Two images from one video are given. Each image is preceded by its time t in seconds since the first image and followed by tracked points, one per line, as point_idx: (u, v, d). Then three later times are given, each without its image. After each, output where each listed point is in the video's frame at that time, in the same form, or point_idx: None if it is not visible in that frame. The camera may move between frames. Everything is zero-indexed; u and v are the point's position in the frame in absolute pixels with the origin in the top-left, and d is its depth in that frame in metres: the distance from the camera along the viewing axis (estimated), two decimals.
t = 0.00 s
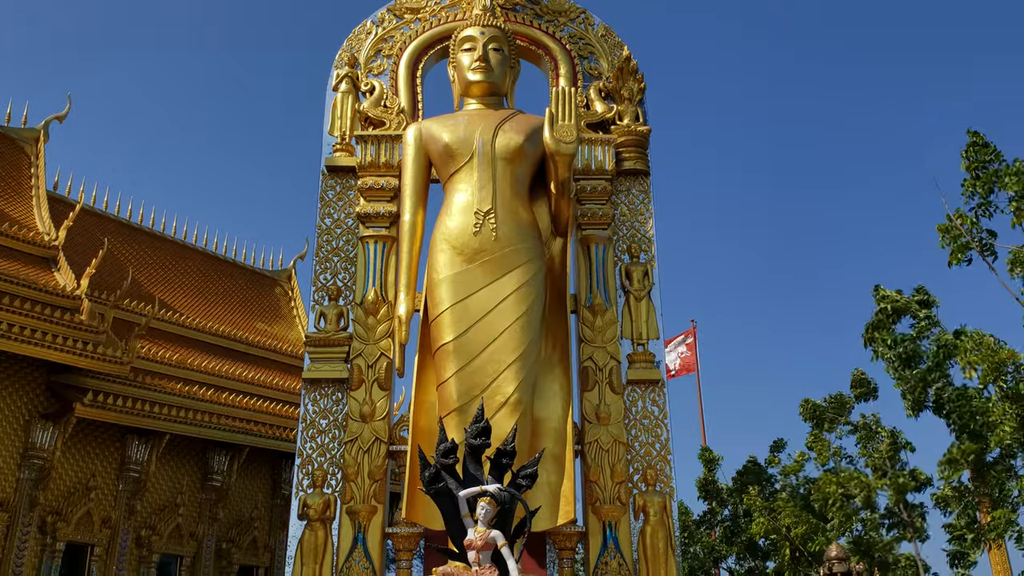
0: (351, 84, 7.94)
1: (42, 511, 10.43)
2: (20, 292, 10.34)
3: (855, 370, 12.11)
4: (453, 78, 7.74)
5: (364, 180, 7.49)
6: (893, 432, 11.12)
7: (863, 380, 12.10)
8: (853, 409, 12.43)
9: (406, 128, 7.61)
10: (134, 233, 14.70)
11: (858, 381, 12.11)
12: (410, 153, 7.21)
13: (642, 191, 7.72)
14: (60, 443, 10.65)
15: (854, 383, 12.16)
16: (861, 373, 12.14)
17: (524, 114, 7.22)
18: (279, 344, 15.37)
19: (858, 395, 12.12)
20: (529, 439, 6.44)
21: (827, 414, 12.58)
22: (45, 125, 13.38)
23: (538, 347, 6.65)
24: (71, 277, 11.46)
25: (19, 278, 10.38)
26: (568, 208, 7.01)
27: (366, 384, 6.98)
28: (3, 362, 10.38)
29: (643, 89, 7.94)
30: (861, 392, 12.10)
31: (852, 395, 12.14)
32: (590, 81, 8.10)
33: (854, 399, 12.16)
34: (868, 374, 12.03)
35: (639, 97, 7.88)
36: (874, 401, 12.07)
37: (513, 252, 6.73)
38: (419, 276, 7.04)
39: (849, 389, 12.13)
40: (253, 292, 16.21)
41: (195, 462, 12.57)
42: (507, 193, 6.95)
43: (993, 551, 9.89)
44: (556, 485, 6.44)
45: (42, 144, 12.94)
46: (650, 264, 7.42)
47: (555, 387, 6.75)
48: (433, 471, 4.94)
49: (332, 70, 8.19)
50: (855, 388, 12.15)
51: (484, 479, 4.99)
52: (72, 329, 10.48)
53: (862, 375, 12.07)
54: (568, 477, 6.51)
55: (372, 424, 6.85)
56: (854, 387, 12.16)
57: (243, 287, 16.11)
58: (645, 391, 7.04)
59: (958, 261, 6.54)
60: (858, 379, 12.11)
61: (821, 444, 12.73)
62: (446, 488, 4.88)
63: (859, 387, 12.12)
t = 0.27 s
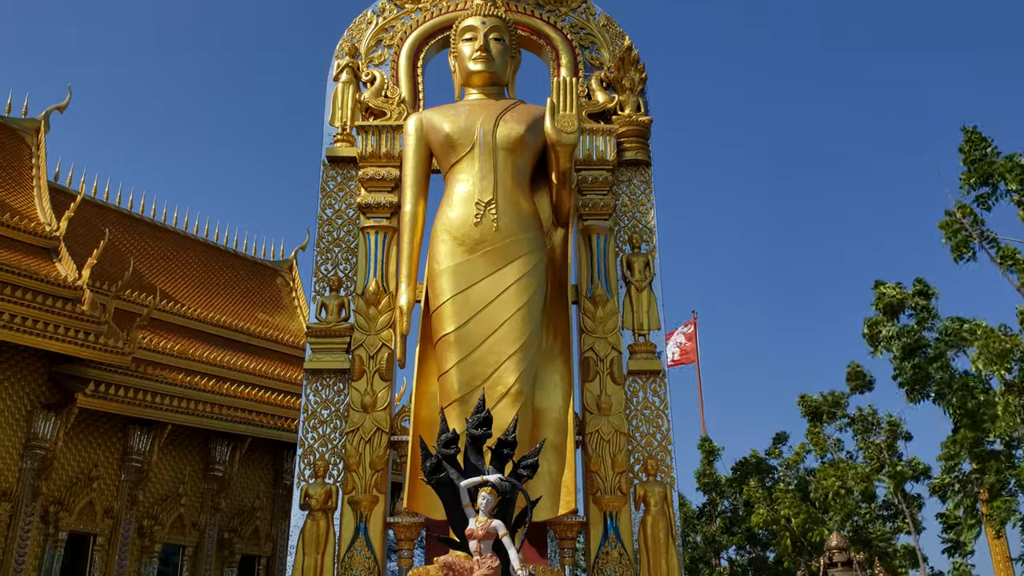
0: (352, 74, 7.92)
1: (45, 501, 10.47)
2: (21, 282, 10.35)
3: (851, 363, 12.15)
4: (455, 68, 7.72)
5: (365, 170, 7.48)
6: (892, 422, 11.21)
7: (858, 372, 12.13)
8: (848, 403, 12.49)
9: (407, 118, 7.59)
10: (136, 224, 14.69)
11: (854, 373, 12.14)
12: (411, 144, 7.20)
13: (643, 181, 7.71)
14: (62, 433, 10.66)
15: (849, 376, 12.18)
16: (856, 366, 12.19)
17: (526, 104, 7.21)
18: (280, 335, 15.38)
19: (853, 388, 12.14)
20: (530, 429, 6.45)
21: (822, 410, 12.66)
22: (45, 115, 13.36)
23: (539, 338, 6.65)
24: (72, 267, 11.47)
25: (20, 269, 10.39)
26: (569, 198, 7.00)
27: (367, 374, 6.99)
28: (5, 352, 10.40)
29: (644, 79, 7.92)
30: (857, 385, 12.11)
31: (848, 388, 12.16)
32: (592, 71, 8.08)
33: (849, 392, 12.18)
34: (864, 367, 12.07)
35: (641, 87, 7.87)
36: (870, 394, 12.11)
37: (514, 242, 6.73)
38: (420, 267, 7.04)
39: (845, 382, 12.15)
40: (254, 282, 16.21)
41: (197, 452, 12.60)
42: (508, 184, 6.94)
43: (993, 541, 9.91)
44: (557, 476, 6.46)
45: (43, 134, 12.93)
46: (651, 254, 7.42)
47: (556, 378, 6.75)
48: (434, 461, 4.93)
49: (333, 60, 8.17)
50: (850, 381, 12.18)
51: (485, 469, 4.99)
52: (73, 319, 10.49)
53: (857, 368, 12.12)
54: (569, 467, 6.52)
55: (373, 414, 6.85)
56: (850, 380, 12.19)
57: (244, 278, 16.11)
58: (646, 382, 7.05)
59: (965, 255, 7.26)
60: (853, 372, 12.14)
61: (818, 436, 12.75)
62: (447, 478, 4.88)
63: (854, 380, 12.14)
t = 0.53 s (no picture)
0: (352, 68, 7.91)
1: (46, 495, 10.49)
2: (22, 276, 10.35)
3: (847, 358, 12.15)
4: (456, 62, 7.70)
5: (366, 164, 7.47)
6: (888, 417, 11.29)
7: (856, 367, 12.12)
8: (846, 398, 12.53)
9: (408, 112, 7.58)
10: (137, 218, 14.69)
11: (851, 368, 12.12)
12: (412, 138, 7.19)
13: (644, 175, 7.69)
14: (63, 427, 10.68)
15: (847, 371, 12.17)
16: (854, 361, 12.18)
17: (526, 98, 7.20)
18: (281, 329, 15.39)
19: (851, 382, 12.12)
20: (531, 423, 6.45)
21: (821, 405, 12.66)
22: (46, 109, 13.35)
23: (540, 332, 6.65)
24: (73, 262, 11.46)
25: (21, 263, 10.39)
26: (570, 192, 7.00)
27: (368, 369, 7.00)
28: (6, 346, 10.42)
29: (646, 73, 7.90)
30: (855, 379, 12.10)
31: (846, 382, 12.15)
32: (593, 65, 8.06)
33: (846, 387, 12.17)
34: (860, 362, 12.07)
35: (642, 80, 7.85)
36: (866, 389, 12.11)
37: (515, 236, 6.73)
38: (420, 261, 7.04)
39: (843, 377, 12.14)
40: (255, 277, 16.21)
41: (198, 447, 12.61)
42: (509, 178, 6.93)
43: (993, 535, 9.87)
44: (558, 470, 6.47)
45: (43, 128, 12.91)
46: (652, 249, 7.41)
47: (557, 372, 6.76)
48: (435, 455, 4.94)
49: (334, 54, 8.16)
50: (848, 376, 12.16)
51: (486, 463, 4.99)
52: (74, 313, 10.49)
53: (855, 362, 12.10)
54: (570, 461, 6.53)
55: (374, 408, 6.86)
56: (848, 375, 12.17)
57: (245, 272, 16.10)
58: (647, 376, 7.05)
59: (960, 254, 6.72)
60: (851, 367, 12.13)
61: (814, 432, 12.73)
62: (448, 472, 4.88)
63: (851, 375, 12.13)
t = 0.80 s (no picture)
0: (352, 58, 7.91)
1: (47, 485, 10.52)
2: (22, 267, 10.34)
3: (845, 348, 12.16)
4: (455, 52, 7.69)
5: (366, 154, 7.46)
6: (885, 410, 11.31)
7: (854, 357, 12.12)
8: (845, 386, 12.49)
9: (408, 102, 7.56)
10: (137, 208, 14.68)
11: (849, 358, 12.12)
12: (412, 128, 7.17)
13: (645, 166, 7.69)
14: (64, 417, 10.69)
15: (845, 360, 12.17)
16: (852, 351, 12.18)
17: (527, 88, 7.18)
18: (281, 319, 15.39)
19: (850, 372, 12.13)
20: (531, 413, 6.47)
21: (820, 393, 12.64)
22: (45, 99, 13.32)
23: (540, 322, 6.66)
24: (73, 252, 11.46)
25: (21, 253, 10.39)
26: (570, 183, 6.99)
27: (368, 359, 7.01)
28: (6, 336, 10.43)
29: (646, 63, 7.88)
30: (853, 369, 12.11)
31: (844, 372, 12.15)
32: (593, 54, 8.04)
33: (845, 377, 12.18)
34: (857, 351, 12.07)
35: (642, 70, 7.83)
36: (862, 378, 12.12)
37: (515, 227, 6.73)
38: (421, 252, 7.04)
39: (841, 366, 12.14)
40: (255, 267, 16.20)
41: (198, 437, 12.62)
42: (509, 168, 6.93)
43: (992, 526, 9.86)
44: (558, 460, 6.49)
45: (43, 118, 12.88)
46: (652, 239, 7.41)
47: (557, 362, 6.76)
48: (436, 445, 4.95)
49: (334, 44, 8.15)
50: (847, 365, 12.16)
51: (487, 453, 5.00)
52: (74, 304, 10.49)
53: (853, 352, 12.10)
54: (570, 451, 6.55)
55: (375, 399, 6.87)
56: (846, 365, 12.17)
57: (245, 263, 16.08)
58: (647, 366, 7.06)
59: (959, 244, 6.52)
60: (849, 357, 12.13)
61: (808, 424, 12.75)
62: (449, 462, 4.90)
63: (849, 365, 12.14)
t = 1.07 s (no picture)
0: (353, 47, 7.92)
1: (49, 474, 10.54)
2: (23, 257, 10.35)
3: (844, 336, 12.17)
4: (456, 40, 7.66)
5: (367, 144, 7.45)
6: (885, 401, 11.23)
7: (853, 346, 12.12)
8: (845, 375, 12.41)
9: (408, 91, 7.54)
10: (137, 198, 14.66)
11: (848, 347, 12.13)
12: (412, 117, 7.15)
13: (646, 155, 7.68)
14: (66, 407, 10.71)
15: (845, 349, 12.17)
16: (851, 339, 12.18)
17: (528, 77, 7.16)
18: (282, 309, 15.39)
19: (849, 361, 12.13)
20: (531, 403, 6.48)
21: (819, 381, 12.61)
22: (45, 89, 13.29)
23: (541, 312, 6.67)
24: (74, 242, 11.46)
25: (22, 243, 10.39)
26: (571, 172, 6.99)
27: (369, 349, 7.01)
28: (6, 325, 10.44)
29: (647, 52, 7.87)
30: (853, 357, 12.11)
31: (843, 360, 12.16)
32: (594, 43, 8.02)
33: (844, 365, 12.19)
34: (856, 339, 12.08)
35: (643, 59, 7.82)
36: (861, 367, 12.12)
37: (516, 217, 6.73)
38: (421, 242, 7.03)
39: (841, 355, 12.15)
40: (256, 257, 16.19)
41: (200, 426, 12.64)
42: (510, 158, 6.92)
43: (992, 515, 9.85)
44: (559, 449, 6.50)
45: (43, 107, 12.86)
46: (653, 229, 7.42)
47: (558, 352, 6.77)
48: (436, 435, 4.95)
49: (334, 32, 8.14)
50: (846, 354, 12.17)
51: (487, 442, 5.00)
52: (75, 293, 10.50)
53: (852, 341, 12.10)
54: (571, 441, 6.55)
55: (376, 388, 6.88)
56: (846, 353, 12.18)
57: (246, 252, 16.07)
58: (648, 356, 7.06)
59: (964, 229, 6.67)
60: (848, 345, 12.14)
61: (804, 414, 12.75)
62: (449, 451, 4.90)
63: (849, 354, 12.14)
